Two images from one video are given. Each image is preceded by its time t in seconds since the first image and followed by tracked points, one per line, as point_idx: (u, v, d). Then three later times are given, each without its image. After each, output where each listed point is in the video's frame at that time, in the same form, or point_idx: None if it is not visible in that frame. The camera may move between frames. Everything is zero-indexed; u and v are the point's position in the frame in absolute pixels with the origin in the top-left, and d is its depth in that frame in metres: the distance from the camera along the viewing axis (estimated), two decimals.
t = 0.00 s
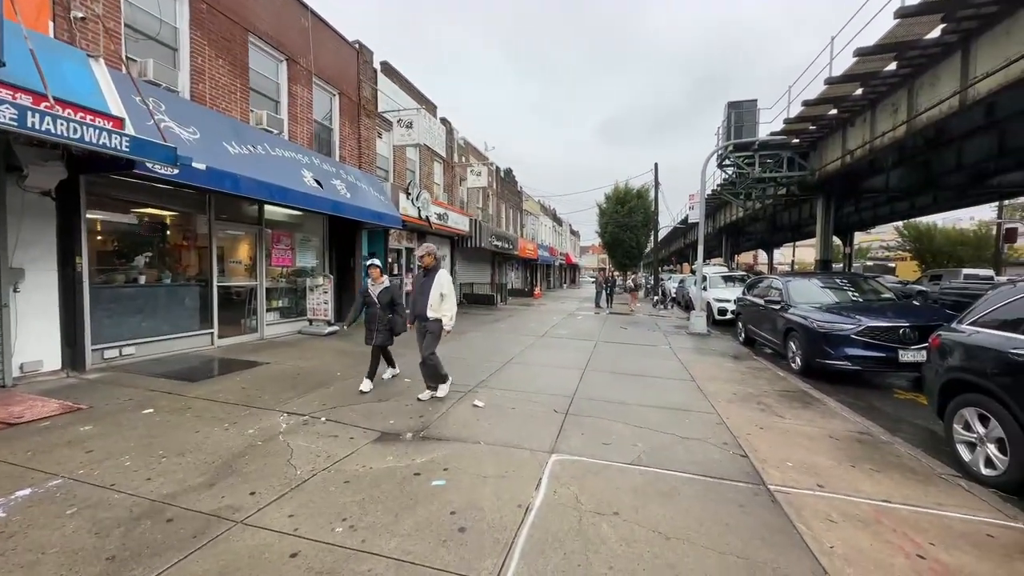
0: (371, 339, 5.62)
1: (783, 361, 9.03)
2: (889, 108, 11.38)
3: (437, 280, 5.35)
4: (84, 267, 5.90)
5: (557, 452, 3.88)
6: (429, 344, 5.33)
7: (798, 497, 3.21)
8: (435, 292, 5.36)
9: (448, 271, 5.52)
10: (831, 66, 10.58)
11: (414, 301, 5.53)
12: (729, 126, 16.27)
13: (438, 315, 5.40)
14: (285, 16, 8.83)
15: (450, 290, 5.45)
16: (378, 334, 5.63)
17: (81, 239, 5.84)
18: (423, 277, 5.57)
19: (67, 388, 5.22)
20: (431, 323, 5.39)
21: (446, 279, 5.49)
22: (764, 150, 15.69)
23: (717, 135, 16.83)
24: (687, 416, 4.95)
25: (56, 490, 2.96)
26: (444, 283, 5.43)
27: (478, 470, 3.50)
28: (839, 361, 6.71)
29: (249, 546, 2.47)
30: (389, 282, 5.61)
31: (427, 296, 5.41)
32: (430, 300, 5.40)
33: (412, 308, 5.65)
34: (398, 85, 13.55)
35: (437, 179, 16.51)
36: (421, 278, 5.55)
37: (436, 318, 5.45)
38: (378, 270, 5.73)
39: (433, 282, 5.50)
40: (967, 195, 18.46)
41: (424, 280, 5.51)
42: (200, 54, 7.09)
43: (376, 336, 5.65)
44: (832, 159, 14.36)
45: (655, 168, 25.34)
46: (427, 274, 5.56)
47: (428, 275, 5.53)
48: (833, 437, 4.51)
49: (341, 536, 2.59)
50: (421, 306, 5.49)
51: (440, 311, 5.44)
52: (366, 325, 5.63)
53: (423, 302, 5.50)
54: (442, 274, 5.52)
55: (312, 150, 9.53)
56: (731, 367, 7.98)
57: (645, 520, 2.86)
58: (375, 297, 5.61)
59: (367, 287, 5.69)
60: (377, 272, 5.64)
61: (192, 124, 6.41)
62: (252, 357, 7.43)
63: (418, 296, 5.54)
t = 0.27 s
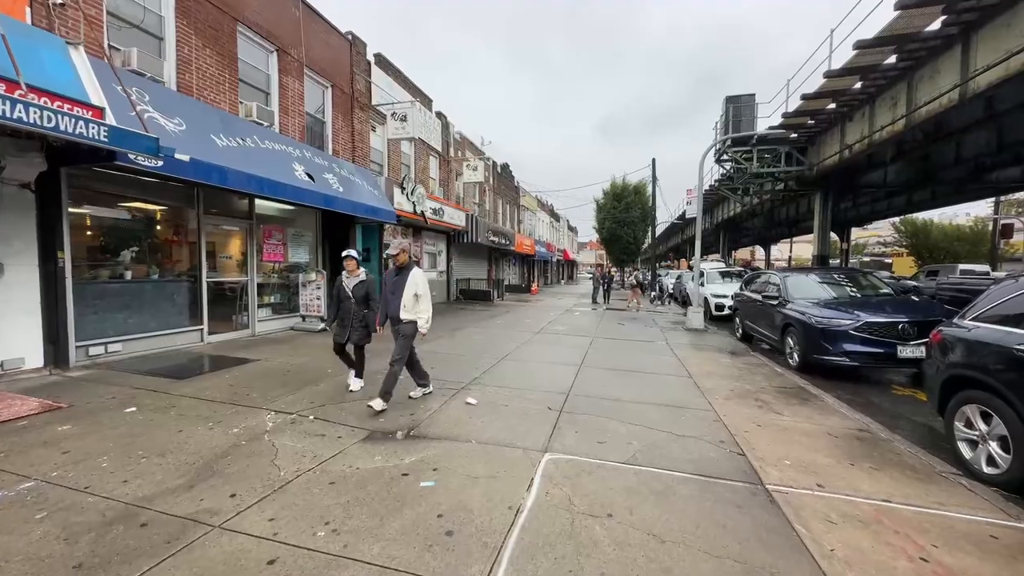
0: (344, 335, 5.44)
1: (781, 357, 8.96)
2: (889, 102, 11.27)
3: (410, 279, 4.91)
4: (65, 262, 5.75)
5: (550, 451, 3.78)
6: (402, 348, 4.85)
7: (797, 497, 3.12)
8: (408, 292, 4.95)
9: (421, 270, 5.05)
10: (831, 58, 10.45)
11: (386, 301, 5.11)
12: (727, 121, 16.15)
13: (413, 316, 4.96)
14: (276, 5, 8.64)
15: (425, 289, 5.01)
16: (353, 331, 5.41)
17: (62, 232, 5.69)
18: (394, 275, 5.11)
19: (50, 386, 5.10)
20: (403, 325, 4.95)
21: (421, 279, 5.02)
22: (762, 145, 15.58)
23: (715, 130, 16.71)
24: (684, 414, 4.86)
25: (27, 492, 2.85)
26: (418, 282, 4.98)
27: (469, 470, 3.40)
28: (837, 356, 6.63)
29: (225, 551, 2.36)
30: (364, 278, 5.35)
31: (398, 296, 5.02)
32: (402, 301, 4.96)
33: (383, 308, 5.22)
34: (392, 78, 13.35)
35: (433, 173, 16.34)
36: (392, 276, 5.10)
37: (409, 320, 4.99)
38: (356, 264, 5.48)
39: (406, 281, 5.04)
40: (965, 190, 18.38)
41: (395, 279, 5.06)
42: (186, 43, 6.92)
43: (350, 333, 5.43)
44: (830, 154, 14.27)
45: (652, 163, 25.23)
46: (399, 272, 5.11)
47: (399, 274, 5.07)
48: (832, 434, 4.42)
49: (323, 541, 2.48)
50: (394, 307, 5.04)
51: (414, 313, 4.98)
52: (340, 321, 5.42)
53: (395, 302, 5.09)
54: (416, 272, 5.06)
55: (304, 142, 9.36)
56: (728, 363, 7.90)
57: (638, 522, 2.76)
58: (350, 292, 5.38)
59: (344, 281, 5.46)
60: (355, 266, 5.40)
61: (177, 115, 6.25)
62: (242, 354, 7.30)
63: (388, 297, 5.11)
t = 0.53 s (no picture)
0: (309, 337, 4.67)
1: (775, 348, 8.89)
2: (887, 90, 11.11)
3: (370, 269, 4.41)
4: (37, 253, 5.53)
5: (538, 446, 3.66)
6: (368, 346, 4.41)
7: (790, 492, 3.02)
8: (368, 283, 4.43)
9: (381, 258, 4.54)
10: (829, 44, 10.26)
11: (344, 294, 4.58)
12: (723, 109, 15.95)
13: (374, 310, 4.46)
14: None
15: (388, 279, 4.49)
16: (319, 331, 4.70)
17: (33, 222, 5.47)
18: (353, 265, 4.61)
19: (22, 380, 4.92)
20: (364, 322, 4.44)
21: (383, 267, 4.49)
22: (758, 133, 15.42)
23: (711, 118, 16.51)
24: (676, 406, 4.76)
25: None
26: (379, 270, 4.46)
27: (453, 466, 3.27)
28: (832, 347, 6.55)
29: (189, 557, 2.23)
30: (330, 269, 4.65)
31: (359, 287, 4.47)
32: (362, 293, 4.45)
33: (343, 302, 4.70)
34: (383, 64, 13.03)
35: (426, 162, 16.08)
36: (351, 267, 4.59)
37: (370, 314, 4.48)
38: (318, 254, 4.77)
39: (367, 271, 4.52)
40: (960, 180, 18.32)
41: (355, 269, 4.53)
42: (163, 24, 6.67)
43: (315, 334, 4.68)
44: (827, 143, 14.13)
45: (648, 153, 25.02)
46: (359, 262, 4.60)
47: (359, 263, 4.57)
48: (827, 426, 4.33)
49: (295, 544, 2.36)
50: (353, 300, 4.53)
51: (376, 306, 4.48)
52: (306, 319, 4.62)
53: (357, 295, 4.55)
54: (377, 260, 4.55)
55: (290, 129, 9.12)
56: (721, 353, 7.82)
57: (627, 521, 2.65)
58: (313, 286, 4.69)
59: (304, 273, 4.75)
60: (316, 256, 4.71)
61: (152, 98, 6.01)
62: (227, 346, 7.13)
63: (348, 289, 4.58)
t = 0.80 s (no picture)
0: (273, 329, 4.26)
1: (777, 336, 8.76)
2: (898, 71, 10.78)
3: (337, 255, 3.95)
4: (18, 237, 5.36)
5: (534, 438, 3.54)
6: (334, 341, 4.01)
7: (796, 488, 2.89)
8: (332, 270, 3.94)
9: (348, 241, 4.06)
10: (839, 23, 9.92)
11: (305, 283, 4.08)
12: (728, 91, 15.58)
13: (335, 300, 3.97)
14: None
15: (353, 265, 4.03)
16: (284, 320, 4.25)
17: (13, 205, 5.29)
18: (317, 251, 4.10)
19: (6, 369, 4.80)
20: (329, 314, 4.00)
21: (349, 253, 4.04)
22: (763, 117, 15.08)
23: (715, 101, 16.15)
24: (677, 396, 4.64)
25: None
26: (344, 256, 3.98)
27: (446, 460, 3.15)
28: (836, 335, 6.41)
29: (162, 559, 2.12)
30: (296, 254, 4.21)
31: (323, 275, 3.98)
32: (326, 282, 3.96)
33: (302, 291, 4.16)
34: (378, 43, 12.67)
35: (423, 146, 15.77)
36: (313, 253, 4.08)
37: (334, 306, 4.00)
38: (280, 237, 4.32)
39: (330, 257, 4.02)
40: (968, 165, 17.99)
41: (318, 255, 4.02)
42: None
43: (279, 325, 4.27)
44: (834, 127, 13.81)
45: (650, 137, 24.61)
46: (323, 246, 4.09)
47: (323, 248, 4.06)
48: (832, 417, 4.21)
49: (276, 545, 2.24)
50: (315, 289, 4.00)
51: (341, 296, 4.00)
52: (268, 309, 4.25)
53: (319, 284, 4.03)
54: (342, 245, 4.06)
55: (281, 110, 8.87)
56: (723, 342, 7.69)
57: (625, 519, 2.53)
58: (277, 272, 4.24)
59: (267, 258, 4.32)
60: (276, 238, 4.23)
61: (132, 77, 5.80)
62: (219, 334, 7.00)
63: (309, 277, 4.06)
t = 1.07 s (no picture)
0: (232, 333, 3.79)
1: (789, 331, 8.50)
2: (916, 57, 10.40)
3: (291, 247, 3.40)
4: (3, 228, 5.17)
5: (538, 440, 3.33)
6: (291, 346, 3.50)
7: (822, 495, 2.67)
8: (285, 266, 3.40)
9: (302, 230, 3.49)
10: (855, 6, 9.56)
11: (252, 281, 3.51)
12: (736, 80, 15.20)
13: (290, 300, 3.43)
14: None
15: (311, 258, 3.49)
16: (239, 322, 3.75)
17: None
18: (265, 241, 3.51)
19: None
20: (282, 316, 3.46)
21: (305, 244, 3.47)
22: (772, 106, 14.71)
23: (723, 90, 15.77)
24: (688, 394, 4.41)
25: None
26: (298, 247, 3.42)
27: (444, 463, 2.94)
28: (853, 330, 6.15)
29: None
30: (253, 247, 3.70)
31: (274, 271, 3.42)
32: (279, 278, 3.39)
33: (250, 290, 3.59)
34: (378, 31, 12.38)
35: (425, 137, 15.49)
36: (261, 244, 3.50)
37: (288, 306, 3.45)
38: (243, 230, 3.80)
39: (282, 248, 3.45)
40: (983, 156, 17.53)
41: (267, 246, 3.45)
42: None
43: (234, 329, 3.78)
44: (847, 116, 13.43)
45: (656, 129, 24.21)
46: (272, 235, 3.51)
47: (272, 238, 3.49)
48: (854, 417, 3.97)
49: (255, 561, 2.04)
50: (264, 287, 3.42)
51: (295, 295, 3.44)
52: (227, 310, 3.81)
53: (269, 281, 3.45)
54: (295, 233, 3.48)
55: (278, 99, 8.64)
56: (732, 337, 7.44)
57: (638, 531, 2.31)
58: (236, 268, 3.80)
59: (226, 253, 3.81)
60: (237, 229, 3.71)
61: (120, 62, 5.58)
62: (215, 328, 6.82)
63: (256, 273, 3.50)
